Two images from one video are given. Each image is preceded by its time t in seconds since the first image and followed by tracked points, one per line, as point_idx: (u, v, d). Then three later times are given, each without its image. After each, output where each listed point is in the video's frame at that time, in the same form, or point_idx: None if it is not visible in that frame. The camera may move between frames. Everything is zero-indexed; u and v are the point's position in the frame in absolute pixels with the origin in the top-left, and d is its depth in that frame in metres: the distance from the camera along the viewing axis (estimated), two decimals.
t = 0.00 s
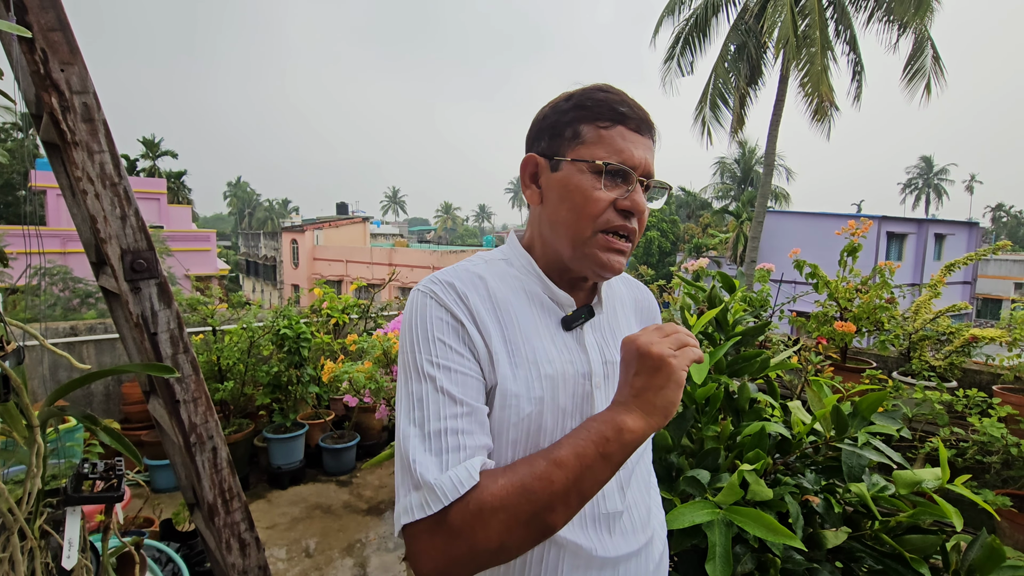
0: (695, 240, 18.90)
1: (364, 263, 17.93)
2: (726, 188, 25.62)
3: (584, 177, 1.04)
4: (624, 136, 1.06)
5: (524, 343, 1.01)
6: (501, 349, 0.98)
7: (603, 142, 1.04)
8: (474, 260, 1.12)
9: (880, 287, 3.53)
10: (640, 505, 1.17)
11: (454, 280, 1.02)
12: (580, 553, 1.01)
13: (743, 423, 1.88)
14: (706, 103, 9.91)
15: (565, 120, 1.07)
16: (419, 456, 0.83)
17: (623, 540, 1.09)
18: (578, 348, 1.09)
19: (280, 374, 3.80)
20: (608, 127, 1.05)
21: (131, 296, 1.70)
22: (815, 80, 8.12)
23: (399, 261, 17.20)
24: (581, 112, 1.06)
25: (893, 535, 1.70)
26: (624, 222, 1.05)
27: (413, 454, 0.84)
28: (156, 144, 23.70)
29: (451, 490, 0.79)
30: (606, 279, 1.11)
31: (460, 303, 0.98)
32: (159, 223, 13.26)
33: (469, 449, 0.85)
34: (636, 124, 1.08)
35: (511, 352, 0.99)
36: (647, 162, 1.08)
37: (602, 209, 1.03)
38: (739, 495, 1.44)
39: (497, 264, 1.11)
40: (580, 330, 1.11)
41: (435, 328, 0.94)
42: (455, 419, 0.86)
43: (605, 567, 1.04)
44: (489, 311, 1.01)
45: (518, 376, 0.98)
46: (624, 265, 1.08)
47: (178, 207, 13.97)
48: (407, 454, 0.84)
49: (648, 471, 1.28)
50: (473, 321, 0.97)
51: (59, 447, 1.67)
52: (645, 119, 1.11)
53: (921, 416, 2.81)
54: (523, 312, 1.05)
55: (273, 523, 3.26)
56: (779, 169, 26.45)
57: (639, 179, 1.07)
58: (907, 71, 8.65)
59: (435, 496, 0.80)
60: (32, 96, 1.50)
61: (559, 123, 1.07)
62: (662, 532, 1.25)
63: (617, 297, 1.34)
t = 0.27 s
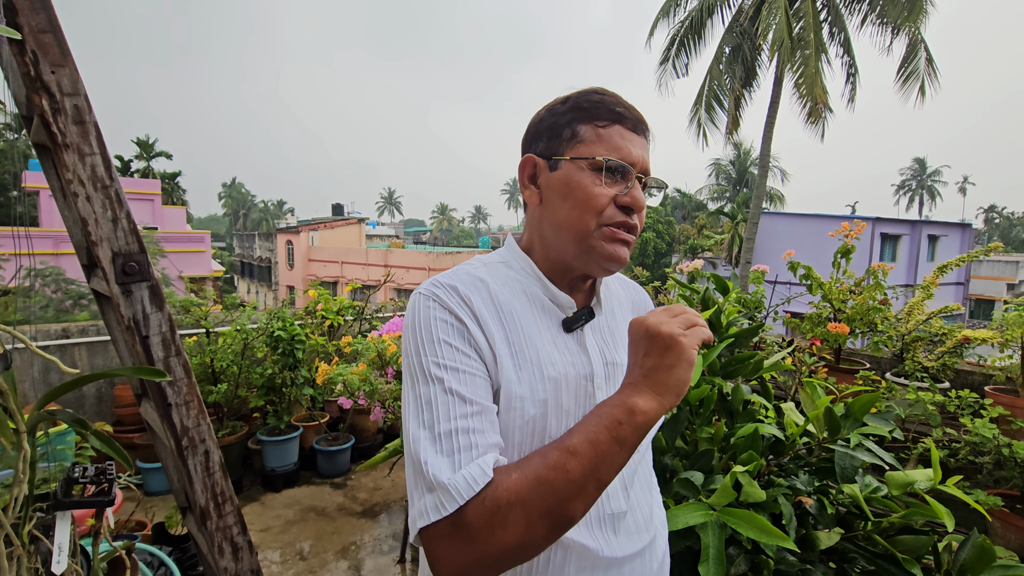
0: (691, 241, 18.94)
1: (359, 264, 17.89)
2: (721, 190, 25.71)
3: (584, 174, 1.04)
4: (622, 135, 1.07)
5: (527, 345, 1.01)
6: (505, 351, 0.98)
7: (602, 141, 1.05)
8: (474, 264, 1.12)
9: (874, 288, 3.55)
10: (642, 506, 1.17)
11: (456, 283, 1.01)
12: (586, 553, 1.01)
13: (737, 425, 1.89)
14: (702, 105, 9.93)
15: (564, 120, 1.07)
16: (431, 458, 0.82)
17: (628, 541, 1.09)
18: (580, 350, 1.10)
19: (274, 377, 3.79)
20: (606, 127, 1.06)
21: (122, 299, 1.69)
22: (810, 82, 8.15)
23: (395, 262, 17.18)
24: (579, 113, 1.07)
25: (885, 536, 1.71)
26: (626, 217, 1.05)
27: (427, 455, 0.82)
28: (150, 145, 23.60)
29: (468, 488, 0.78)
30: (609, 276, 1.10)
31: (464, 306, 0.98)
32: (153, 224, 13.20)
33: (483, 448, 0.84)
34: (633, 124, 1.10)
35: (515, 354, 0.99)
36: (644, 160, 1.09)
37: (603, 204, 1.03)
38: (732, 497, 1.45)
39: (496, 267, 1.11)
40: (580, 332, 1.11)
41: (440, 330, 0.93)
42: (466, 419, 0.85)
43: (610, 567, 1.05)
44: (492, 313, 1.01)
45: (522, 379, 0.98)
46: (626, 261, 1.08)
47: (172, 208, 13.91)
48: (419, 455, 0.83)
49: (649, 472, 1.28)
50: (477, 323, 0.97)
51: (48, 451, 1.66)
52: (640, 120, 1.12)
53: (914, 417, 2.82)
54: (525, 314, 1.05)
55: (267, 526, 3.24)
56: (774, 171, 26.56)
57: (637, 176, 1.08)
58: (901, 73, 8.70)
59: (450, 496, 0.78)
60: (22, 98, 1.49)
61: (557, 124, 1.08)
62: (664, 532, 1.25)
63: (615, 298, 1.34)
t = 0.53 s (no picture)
0: (685, 242, 18.99)
1: (354, 266, 17.84)
2: (715, 191, 25.81)
3: (586, 177, 1.03)
4: (628, 140, 1.05)
5: (532, 342, 1.01)
6: (511, 348, 0.97)
7: (606, 145, 1.04)
8: (473, 264, 1.11)
9: (866, 289, 3.57)
10: (646, 505, 1.17)
11: (460, 281, 1.00)
12: (594, 554, 1.01)
13: (730, 425, 1.89)
14: (695, 106, 9.96)
15: (570, 122, 1.06)
16: (456, 449, 0.80)
17: (634, 539, 1.09)
18: (582, 350, 1.09)
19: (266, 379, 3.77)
20: (612, 130, 1.05)
21: (110, 301, 1.68)
22: (803, 84, 8.19)
23: (389, 263, 17.13)
24: (585, 115, 1.06)
25: (877, 536, 1.71)
26: (625, 223, 1.04)
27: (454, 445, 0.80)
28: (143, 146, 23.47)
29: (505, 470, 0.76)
30: (605, 281, 1.10)
31: (470, 302, 0.97)
32: (145, 226, 13.11)
33: (510, 433, 0.82)
34: (639, 129, 1.08)
35: (520, 351, 0.98)
36: (648, 166, 1.08)
37: (603, 209, 1.02)
38: (724, 499, 1.46)
39: (496, 267, 1.10)
40: (582, 333, 1.11)
41: (450, 322, 0.91)
42: (489, 408, 0.83)
43: (616, 567, 1.04)
44: (497, 311, 1.00)
45: (528, 376, 0.97)
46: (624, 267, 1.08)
47: (165, 210, 13.82)
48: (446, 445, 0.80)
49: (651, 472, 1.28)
50: (485, 319, 0.96)
51: (35, 455, 1.64)
52: (647, 124, 1.11)
53: (906, 417, 2.84)
54: (528, 313, 1.05)
55: (259, 530, 3.22)
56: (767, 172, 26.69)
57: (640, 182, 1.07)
58: (892, 76, 8.76)
59: (482, 481, 0.76)
60: (8, 98, 1.48)
61: (563, 125, 1.07)
62: (666, 531, 1.25)
63: (614, 299, 1.34)
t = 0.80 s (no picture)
0: (680, 243, 19.05)
1: (348, 267, 17.78)
2: (709, 192, 25.91)
3: (587, 180, 1.03)
4: (626, 140, 1.06)
5: (533, 351, 1.00)
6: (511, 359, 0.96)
7: (606, 146, 1.04)
8: (474, 269, 1.10)
9: (858, 290, 3.59)
10: (647, 507, 1.16)
11: (460, 289, 1.00)
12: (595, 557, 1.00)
13: (723, 426, 1.89)
14: (690, 108, 9.99)
15: (568, 124, 1.06)
16: (439, 476, 0.79)
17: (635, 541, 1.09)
18: (584, 353, 1.09)
19: (260, 381, 3.74)
20: (610, 131, 1.05)
21: (99, 304, 1.67)
22: (797, 85, 8.23)
23: (384, 265, 17.10)
24: (583, 117, 1.06)
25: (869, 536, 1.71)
26: (627, 223, 1.05)
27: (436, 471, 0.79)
28: (135, 146, 23.33)
29: (478, 513, 0.75)
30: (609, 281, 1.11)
31: (470, 312, 0.96)
32: (138, 227, 13.03)
33: (491, 466, 0.80)
34: (637, 129, 1.09)
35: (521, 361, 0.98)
36: (648, 165, 1.08)
37: (605, 211, 1.03)
38: (717, 499, 1.46)
39: (498, 270, 1.10)
40: (584, 335, 1.11)
41: (446, 337, 0.91)
42: (472, 435, 0.82)
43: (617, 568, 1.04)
44: (497, 319, 1.00)
45: (529, 385, 0.96)
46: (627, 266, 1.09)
47: (158, 211, 13.75)
48: (428, 471, 0.80)
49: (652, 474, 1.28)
50: (482, 331, 0.95)
51: (23, 458, 1.62)
52: (643, 124, 1.11)
53: (898, 417, 2.86)
54: (530, 319, 1.04)
55: (252, 532, 3.20)
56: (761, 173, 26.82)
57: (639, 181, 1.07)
58: (884, 78, 8.82)
59: (458, 518, 0.75)
60: None
61: (560, 128, 1.07)
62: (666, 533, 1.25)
63: (614, 301, 1.34)
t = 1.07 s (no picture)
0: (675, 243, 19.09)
1: (343, 268, 17.73)
2: (704, 193, 25.99)
3: (580, 180, 1.03)
4: (620, 140, 1.06)
5: (520, 356, 0.98)
6: (495, 365, 0.95)
7: (599, 145, 1.04)
8: (466, 270, 1.09)
9: (853, 290, 3.60)
10: (642, 508, 1.16)
11: (445, 294, 0.99)
12: (589, 558, 1.00)
13: (719, 426, 1.89)
14: (685, 109, 10.00)
15: (562, 122, 1.06)
16: (384, 492, 0.85)
17: (629, 543, 1.08)
18: (576, 355, 1.08)
19: (254, 382, 3.70)
20: (603, 130, 1.05)
21: (92, 305, 1.65)
22: (791, 86, 8.27)
23: (379, 265, 17.06)
24: (575, 115, 1.06)
25: (864, 536, 1.71)
26: (620, 225, 1.05)
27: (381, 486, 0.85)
28: (129, 146, 23.19)
29: (403, 535, 0.81)
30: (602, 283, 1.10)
31: (449, 320, 0.95)
32: (131, 227, 12.96)
33: (428, 487, 0.86)
34: (631, 127, 1.09)
35: (507, 367, 0.96)
36: (641, 165, 1.09)
37: (598, 212, 1.03)
38: (712, 499, 1.46)
39: (490, 271, 1.10)
40: (576, 336, 1.10)
41: (418, 349, 0.91)
42: (418, 456, 0.86)
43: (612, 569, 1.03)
44: (482, 325, 0.99)
45: (516, 391, 0.95)
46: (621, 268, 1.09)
47: (152, 211, 13.67)
48: (375, 484, 0.86)
49: (647, 473, 1.27)
50: (462, 340, 0.94)
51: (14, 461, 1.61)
52: (637, 122, 1.12)
53: (892, 417, 2.87)
54: (519, 322, 1.03)
55: (247, 534, 3.19)
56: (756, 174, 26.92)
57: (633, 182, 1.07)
58: (878, 79, 8.87)
59: (389, 536, 0.82)
60: None
61: (553, 126, 1.06)
62: (663, 533, 1.25)
63: (610, 301, 1.33)
